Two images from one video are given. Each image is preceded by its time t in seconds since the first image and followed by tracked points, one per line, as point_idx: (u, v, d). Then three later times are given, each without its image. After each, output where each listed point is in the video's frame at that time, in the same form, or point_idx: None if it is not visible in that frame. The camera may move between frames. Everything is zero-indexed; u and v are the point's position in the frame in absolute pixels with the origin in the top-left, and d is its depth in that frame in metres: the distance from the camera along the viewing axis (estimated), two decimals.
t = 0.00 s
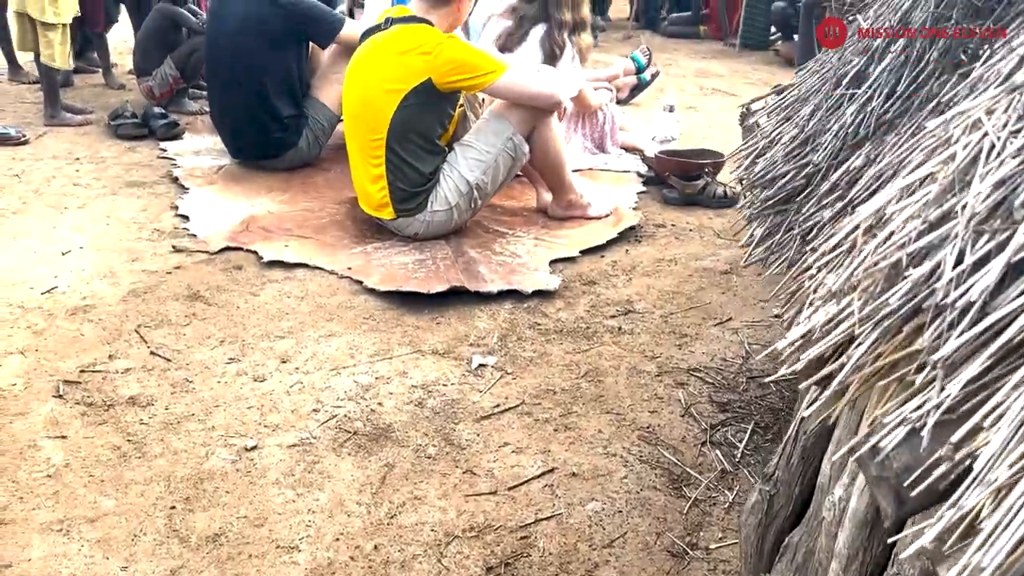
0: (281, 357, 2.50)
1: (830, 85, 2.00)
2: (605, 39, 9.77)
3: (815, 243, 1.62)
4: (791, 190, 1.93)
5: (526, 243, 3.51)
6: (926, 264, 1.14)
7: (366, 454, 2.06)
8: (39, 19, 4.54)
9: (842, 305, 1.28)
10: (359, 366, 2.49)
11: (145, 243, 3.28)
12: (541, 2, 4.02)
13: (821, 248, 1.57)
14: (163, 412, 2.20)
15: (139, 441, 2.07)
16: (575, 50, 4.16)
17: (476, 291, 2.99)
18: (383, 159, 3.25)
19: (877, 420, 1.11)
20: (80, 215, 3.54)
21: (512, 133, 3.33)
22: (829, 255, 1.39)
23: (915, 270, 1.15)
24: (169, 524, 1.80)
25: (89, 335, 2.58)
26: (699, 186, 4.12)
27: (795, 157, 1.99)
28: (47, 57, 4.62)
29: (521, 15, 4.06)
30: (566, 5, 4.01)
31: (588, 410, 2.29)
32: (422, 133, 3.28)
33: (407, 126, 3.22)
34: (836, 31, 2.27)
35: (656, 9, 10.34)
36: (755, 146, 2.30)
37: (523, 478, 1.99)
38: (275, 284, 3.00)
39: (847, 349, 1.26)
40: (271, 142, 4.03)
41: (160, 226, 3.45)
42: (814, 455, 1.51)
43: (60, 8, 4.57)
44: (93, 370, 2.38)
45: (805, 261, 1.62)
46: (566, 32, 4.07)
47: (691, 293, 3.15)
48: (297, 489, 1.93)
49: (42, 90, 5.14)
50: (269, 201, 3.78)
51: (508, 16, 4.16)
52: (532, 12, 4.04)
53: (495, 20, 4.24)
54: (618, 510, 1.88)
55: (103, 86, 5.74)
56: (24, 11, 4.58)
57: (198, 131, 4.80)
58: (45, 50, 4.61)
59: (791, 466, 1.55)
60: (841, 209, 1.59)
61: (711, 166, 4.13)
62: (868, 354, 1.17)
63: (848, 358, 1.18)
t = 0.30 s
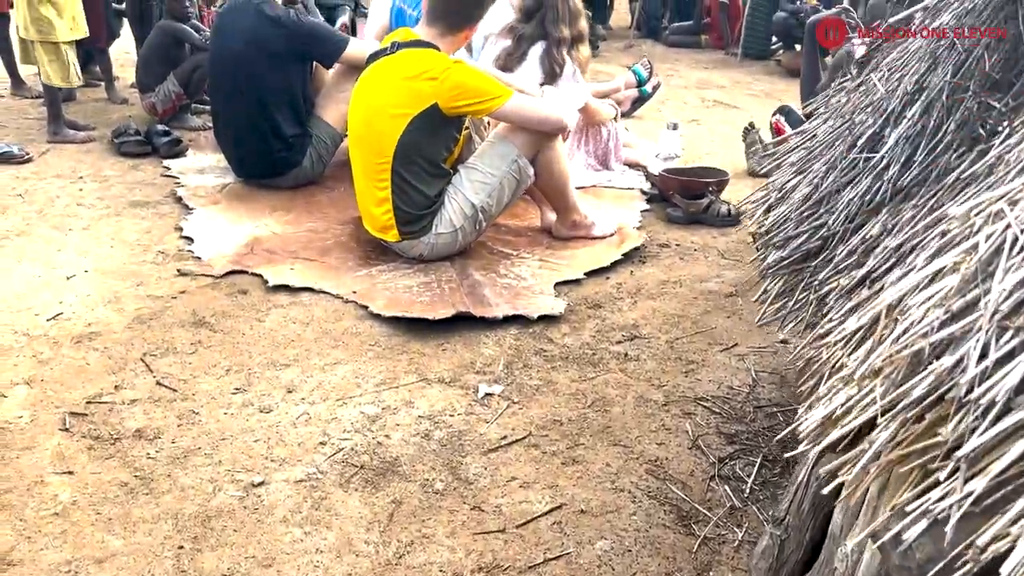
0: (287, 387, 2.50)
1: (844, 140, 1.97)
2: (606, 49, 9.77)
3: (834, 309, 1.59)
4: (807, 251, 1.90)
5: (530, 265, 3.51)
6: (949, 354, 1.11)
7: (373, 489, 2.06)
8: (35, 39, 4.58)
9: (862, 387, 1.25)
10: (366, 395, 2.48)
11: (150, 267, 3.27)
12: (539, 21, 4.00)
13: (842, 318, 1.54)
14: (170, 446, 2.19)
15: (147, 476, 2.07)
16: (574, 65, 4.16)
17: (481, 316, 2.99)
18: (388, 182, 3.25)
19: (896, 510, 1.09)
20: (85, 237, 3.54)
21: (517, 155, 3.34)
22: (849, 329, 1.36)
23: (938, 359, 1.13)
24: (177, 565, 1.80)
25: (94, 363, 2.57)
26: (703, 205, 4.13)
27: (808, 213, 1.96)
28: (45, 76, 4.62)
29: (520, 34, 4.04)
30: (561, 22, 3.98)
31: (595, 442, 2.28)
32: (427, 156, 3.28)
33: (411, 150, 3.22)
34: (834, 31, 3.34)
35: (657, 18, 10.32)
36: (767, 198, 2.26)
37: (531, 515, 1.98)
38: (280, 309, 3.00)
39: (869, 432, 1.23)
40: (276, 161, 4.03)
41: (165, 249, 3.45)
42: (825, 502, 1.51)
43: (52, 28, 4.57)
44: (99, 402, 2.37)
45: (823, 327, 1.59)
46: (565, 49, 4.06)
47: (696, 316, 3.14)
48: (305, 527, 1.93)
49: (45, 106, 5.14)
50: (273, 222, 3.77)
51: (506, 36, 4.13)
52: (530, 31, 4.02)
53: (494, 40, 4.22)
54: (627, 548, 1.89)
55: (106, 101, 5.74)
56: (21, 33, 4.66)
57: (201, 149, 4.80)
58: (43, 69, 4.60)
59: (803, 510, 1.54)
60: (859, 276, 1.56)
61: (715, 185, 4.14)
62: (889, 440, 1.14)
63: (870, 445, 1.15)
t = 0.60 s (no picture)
0: (294, 413, 2.49)
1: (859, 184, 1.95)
2: (608, 57, 9.77)
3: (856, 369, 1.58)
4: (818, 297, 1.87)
5: (535, 283, 3.50)
6: (979, 434, 1.10)
7: (381, 520, 2.05)
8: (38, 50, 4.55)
9: (888, 460, 1.22)
10: (373, 421, 2.47)
11: (154, 287, 3.27)
12: (536, 36, 3.98)
13: (865, 380, 1.53)
14: (177, 475, 2.19)
15: (155, 507, 2.06)
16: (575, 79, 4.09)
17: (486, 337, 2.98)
18: (393, 203, 3.26)
19: None
20: (89, 256, 3.53)
21: (522, 174, 3.35)
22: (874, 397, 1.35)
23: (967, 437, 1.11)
24: None
25: (100, 389, 2.57)
26: (707, 221, 4.13)
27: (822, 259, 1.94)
28: (49, 87, 4.61)
29: (519, 50, 4.03)
30: (558, 36, 3.97)
31: (604, 469, 2.27)
32: (432, 176, 3.29)
33: (417, 171, 3.23)
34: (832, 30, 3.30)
35: (659, 26, 10.31)
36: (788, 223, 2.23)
37: (540, 547, 1.98)
38: (286, 330, 2.99)
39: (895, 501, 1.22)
40: (281, 178, 4.05)
41: (169, 268, 3.45)
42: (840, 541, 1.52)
43: (56, 40, 4.56)
44: (105, 429, 2.37)
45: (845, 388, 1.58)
46: (563, 63, 4.01)
47: (702, 336, 3.13)
48: (314, 561, 1.92)
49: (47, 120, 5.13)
50: (277, 239, 3.77)
51: (505, 53, 4.12)
52: (528, 46, 4.00)
53: (494, 57, 4.21)
54: None
55: (109, 113, 5.73)
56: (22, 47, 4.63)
57: (204, 163, 4.79)
58: (47, 80, 4.60)
59: (817, 547, 1.55)
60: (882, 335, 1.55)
61: (719, 201, 4.14)
62: (918, 514, 1.14)
63: (895, 518, 1.14)
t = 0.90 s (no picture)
0: (300, 435, 2.49)
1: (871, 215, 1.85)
2: (609, 65, 9.76)
3: (873, 420, 1.50)
4: (829, 337, 1.78)
5: (540, 300, 3.50)
6: (1006, 502, 1.09)
7: (389, 547, 2.05)
8: (45, 61, 4.55)
9: (912, 522, 1.21)
10: (379, 443, 2.47)
11: (160, 305, 3.27)
12: (541, 49, 3.98)
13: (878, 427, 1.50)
14: (185, 500, 2.18)
15: (163, 534, 2.06)
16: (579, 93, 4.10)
17: (491, 356, 2.97)
18: (399, 221, 3.27)
19: None
20: (93, 272, 3.54)
21: (527, 192, 3.36)
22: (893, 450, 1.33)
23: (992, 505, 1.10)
24: None
25: (106, 411, 2.56)
26: (711, 235, 4.13)
27: (831, 295, 1.84)
28: (56, 98, 4.60)
29: (524, 64, 4.01)
30: (562, 48, 3.96)
31: (611, 493, 2.27)
32: (437, 194, 3.29)
33: (423, 189, 3.24)
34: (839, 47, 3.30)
35: (660, 34, 10.31)
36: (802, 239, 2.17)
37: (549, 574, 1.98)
38: (292, 349, 2.99)
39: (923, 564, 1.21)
40: (285, 192, 4.07)
41: (174, 284, 3.45)
42: None
43: (64, 50, 4.58)
44: (111, 453, 2.36)
45: (862, 439, 1.51)
46: (567, 76, 3.99)
47: (708, 354, 3.12)
48: None
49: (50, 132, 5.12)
50: (281, 255, 3.77)
51: (511, 67, 4.11)
52: (534, 60, 3.99)
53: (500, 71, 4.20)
54: None
55: (111, 124, 5.72)
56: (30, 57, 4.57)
57: (207, 177, 4.79)
58: (54, 91, 4.59)
59: None
60: (900, 387, 1.47)
61: (723, 215, 4.14)
62: None
63: None
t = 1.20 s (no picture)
0: (308, 460, 2.48)
1: (886, 257, 1.79)
2: (610, 74, 9.76)
3: (891, 474, 1.47)
4: (843, 385, 1.73)
5: (546, 318, 3.50)
6: None
7: None
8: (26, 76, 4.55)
9: None
10: (388, 468, 2.47)
11: (165, 325, 3.26)
12: (547, 66, 3.99)
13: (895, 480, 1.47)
14: (194, 529, 2.18)
15: (172, 564, 2.06)
16: (586, 109, 4.07)
17: (498, 377, 2.96)
18: (405, 241, 3.28)
19: None
20: (99, 291, 3.54)
21: (533, 211, 3.36)
22: (915, 513, 1.32)
23: None
24: None
25: (113, 436, 2.56)
26: (716, 252, 4.13)
27: (845, 339, 1.79)
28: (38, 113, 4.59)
29: (531, 81, 4.02)
30: (569, 66, 3.94)
31: (621, 520, 2.28)
32: (444, 215, 3.30)
33: (430, 209, 3.25)
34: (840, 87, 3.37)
35: (661, 42, 10.29)
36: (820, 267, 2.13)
37: None
38: (298, 370, 2.99)
39: None
40: (290, 209, 4.08)
41: (180, 303, 3.45)
42: None
43: (40, 66, 4.51)
44: (119, 479, 2.36)
45: (880, 493, 1.47)
46: (574, 93, 3.98)
47: (715, 374, 3.12)
48: None
49: (53, 147, 5.12)
50: (286, 273, 3.77)
51: (518, 83, 4.12)
52: (541, 77, 4.00)
53: (507, 88, 4.22)
54: None
55: (114, 136, 5.71)
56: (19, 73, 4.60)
57: (211, 192, 4.79)
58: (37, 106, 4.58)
59: None
60: (920, 444, 1.43)
61: (728, 231, 4.14)
62: None
63: None
